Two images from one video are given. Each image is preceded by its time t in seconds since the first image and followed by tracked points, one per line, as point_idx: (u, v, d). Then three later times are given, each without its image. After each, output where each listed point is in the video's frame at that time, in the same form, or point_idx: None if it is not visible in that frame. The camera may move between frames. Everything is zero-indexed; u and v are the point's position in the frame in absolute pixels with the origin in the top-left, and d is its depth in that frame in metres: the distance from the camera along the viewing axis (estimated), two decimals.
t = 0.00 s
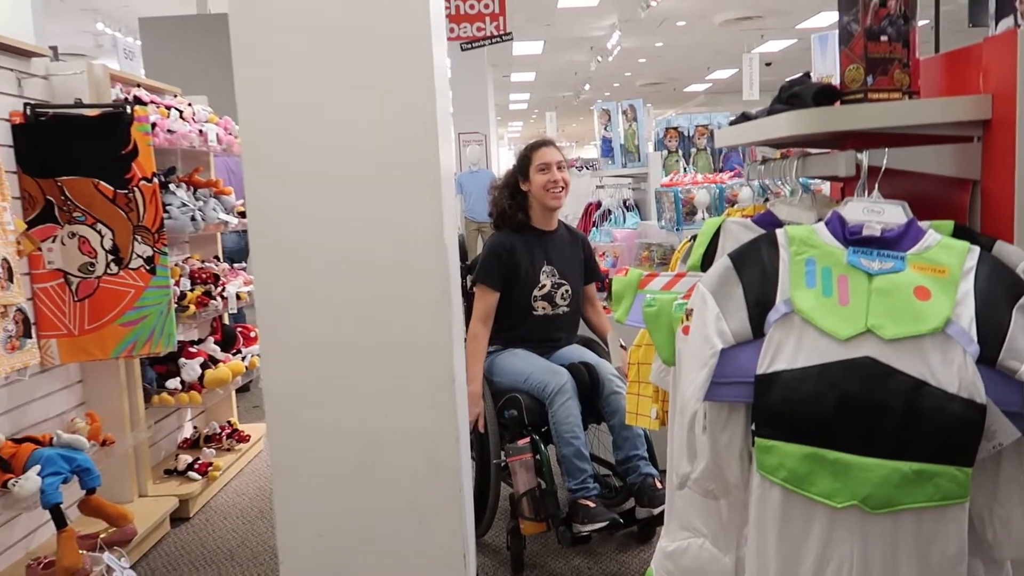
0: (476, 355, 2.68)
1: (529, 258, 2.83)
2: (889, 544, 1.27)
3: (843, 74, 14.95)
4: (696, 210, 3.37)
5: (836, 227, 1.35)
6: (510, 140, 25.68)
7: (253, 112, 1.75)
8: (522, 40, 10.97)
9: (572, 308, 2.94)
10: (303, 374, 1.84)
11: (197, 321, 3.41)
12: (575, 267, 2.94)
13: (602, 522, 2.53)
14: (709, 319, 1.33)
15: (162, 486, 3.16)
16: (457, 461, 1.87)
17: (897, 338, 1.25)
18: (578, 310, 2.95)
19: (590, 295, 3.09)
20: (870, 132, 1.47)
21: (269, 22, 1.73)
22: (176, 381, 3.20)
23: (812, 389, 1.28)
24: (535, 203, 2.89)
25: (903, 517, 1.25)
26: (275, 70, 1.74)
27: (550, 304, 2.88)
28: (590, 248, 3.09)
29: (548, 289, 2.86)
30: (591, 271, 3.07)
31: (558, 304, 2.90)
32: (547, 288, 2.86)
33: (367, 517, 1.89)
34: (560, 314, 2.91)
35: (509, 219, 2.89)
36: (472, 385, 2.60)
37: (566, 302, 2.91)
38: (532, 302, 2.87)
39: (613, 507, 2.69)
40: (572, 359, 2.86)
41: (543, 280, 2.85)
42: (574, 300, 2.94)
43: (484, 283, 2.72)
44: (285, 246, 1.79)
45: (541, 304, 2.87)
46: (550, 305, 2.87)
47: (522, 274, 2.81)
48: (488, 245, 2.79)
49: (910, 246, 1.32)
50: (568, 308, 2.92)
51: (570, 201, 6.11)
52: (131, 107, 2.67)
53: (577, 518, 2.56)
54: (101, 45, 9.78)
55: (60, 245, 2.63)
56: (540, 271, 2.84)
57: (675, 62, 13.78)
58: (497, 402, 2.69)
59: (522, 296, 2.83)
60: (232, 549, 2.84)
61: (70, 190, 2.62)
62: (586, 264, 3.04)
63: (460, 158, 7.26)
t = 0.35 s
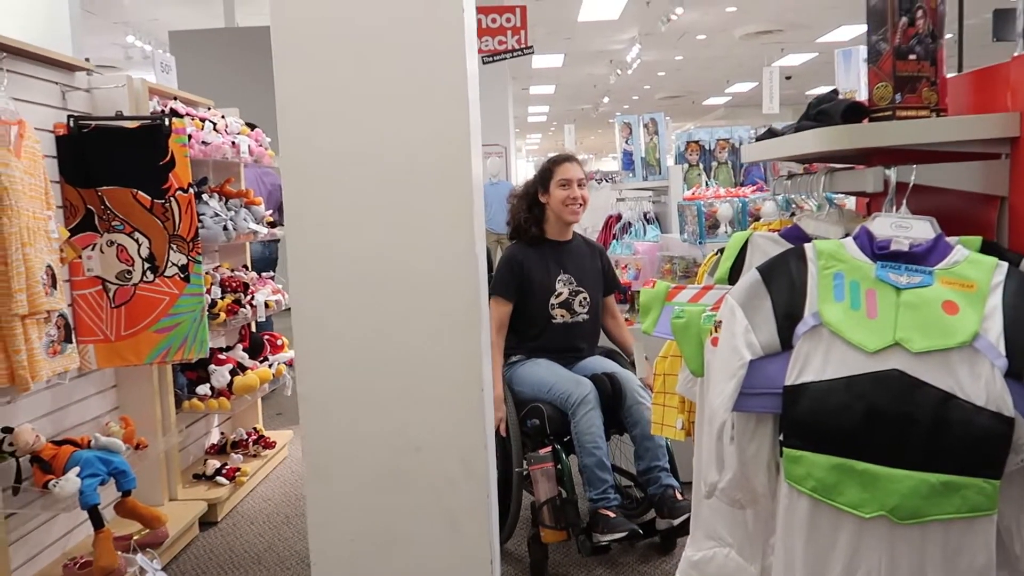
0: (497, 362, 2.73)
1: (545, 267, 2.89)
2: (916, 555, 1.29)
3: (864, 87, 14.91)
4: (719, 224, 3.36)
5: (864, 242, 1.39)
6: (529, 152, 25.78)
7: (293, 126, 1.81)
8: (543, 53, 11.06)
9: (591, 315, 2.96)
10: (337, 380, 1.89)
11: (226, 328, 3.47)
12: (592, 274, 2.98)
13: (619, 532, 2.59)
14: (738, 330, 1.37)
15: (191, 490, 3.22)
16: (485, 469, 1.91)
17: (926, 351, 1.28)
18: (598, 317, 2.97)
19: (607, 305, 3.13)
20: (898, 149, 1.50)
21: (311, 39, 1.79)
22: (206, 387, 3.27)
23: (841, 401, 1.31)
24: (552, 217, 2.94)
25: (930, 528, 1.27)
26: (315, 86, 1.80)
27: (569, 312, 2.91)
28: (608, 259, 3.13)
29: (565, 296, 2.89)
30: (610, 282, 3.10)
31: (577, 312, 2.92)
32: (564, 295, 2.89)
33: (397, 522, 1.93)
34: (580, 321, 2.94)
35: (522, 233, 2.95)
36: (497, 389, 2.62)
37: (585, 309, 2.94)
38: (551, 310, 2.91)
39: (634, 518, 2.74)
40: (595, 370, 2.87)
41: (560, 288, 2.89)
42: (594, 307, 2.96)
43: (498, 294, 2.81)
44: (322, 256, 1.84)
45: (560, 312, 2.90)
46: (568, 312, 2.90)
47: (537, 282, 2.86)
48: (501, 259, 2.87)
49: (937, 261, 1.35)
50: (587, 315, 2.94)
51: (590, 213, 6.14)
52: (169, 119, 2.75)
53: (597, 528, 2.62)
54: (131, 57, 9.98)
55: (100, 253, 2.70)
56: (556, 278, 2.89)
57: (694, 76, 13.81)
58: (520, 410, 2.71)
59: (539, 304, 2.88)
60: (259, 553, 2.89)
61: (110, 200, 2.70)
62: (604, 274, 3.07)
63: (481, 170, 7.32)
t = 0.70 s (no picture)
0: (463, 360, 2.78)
1: (506, 267, 2.98)
2: (886, 544, 1.35)
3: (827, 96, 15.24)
4: (690, 229, 3.43)
5: (833, 246, 1.45)
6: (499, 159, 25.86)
7: (277, 133, 1.83)
8: (513, 61, 11.12)
9: (555, 312, 3.02)
10: (322, 385, 1.91)
11: (201, 335, 3.46)
12: (555, 274, 3.05)
13: (576, 523, 2.61)
14: (715, 331, 1.43)
15: (166, 498, 3.20)
16: (468, 470, 1.94)
17: (893, 349, 1.34)
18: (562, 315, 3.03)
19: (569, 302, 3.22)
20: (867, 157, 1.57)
21: (295, 47, 1.81)
22: (181, 395, 3.25)
23: (813, 399, 1.36)
24: (517, 229, 3.03)
25: (899, 519, 1.34)
26: (300, 95, 1.82)
27: (532, 310, 2.97)
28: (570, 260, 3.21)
29: (528, 295, 2.96)
30: (572, 283, 3.19)
31: (540, 310, 2.99)
32: (527, 293, 2.96)
33: (379, 525, 1.95)
34: (544, 319, 2.99)
35: (486, 239, 3.08)
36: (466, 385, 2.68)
37: (549, 306, 3.00)
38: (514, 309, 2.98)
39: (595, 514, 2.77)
40: (560, 369, 2.89)
41: (523, 287, 2.96)
42: (557, 304, 3.02)
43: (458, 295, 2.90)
44: (306, 262, 1.86)
45: (523, 310, 2.97)
46: (531, 311, 2.96)
47: (499, 283, 2.94)
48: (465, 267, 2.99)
49: (903, 263, 1.41)
50: (550, 313, 3.00)
51: (562, 219, 6.21)
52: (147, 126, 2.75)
53: (556, 520, 2.66)
54: (96, 63, 9.83)
55: (75, 260, 2.69)
56: (519, 279, 2.97)
57: (662, 84, 14.00)
58: (485, 409, 2.76)
59: (501, 303, 2.95)
60: (237, 560, 2.88)
61: (85, 207, 2.69)
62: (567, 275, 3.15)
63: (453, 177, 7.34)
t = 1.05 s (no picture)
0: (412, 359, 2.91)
1: (454, 271, 3.12)
2: (833, 532, 1.41)
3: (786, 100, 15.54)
4: (651, 232, 3.51)
5: (781, 247, 1.51)
6: (464, 163, 25.86)
7: (238, 140, 1.84)
8: (477, 65, 11.16)
9: (502, 313, 3.14)
10: (285, 389, 1.92)
11: (162, 342, 3.43)
12: (504, 277, 3.18)
13: (505, 518, 2.73)
14: (669, 330, 1.47)
15: (128, 508, 3.17)
16: (432, 470, 1.97)
17: (837, 345, 1.40)
18: (509, 315, 3.15)
19: (526, 301, 3.36)
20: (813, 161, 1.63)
21: (255, 55, 1.82)
22: (142, 403, 3.22)
23: (763, 393, 1.41)
24: (462, 239, 3.16)
25: (844, 507, 1.40)
26: (261, 101, 1.83)
27: (479, 311, 3.11)
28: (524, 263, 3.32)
29: (475, 297, 3.10)
30: (524, 283, 3.30)
31: (487, 311, 3.12)
32: (474, 295, 3.10)
33: (344, 527, 1.97)
34: (491, 320, 3.12)
35: (437, 243, 3.20)
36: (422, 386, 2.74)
37: (495, 308, 3.13)
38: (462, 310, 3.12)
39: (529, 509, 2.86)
40: (504, 369, 3.00)
41: (470, 289, 3.10)
42: (505, 305, 3.15)
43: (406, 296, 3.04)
44: (268, 267, 1.87)
45: (469, 312, 3.10)
46: (478, 311, 3.09)
47: (445, 286, 3.10)
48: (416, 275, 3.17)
49: (846, 263, 1.47)
50: (498, 314, 3.13)
51: (527, 223, 6.24)
52: (104, 132, 2.72)
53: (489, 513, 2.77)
54: (51, 67, 9.64)
55: (32, 269, 2.65)
56: (466, 282, 3.10)
57: (626, 88, 14.13)
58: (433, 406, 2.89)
59: (449, 304, 3.09)
60: (201, 568, 2.87)
61: (41, 215, 2.64)
62: (518, 277, 3.27)
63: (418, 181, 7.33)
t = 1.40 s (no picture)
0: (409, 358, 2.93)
1: (451, 271, 3.14)
2: (807, 531, 1.43)
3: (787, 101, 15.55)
4: (643, 233, 3.55)
5: (758, 251, 1.53)
6: (465, 162, 25.88)
7: (229, 142, 1.87)
8: (477, 65, 11.18)
9: (499, 313, 3.18)
10: (275, 389, 1.95)
11: (159, 341, 3.46)
12: (501, 277, 3.21)
13: (501, 514, 2.75)
14: (648, 331, 1.50)
15: (124, 504, 3.20)
16: (419, 468, 2.00)
17: (811, 347, 1.42)
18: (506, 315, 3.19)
19: (519, 301, 3.38)
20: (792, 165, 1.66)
21: (244, 59, 1.85)
22: (138, 401, 3.27)
23: (739, 394, 1.44)
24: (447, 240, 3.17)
25: (818, 506, 1.42)
26: (251, 105, 1.86)
27: (476, 311, 3.14)
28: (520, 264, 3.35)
29: (472, 297, 3.13)
30: (519, 283, 3.33)
31: (484, 311, 3.15)
32: (471, 296, 3.13)
33: (332, 525, 2.00)
34: (488, 320, 3.16)
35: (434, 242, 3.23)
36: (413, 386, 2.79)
37: (492, 309, 3.16)
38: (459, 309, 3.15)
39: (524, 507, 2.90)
40: (500, 369, 3.03)
41: (468, 289, 3.13)
42: (501, 306, 3.19)
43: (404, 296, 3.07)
44: (258, 268, 1.90)
45: (467, 312, 3.14)
46: (475, 312, 3.13)
47: (442, 285, 3.12)
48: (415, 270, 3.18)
49: (822, 266, 1.49)
50: (494, 314, 3.17)
51: (525, 223, 6.27)
52: (99, 133, 2.75)
53: (486, 511, 2.79)
54: (52, 65, 9.67)
55: (28, 268, 2.66)
56: (464, 282, 3.13)
57: (626, 88, 14.16)
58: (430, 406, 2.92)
59: (446, 304, 3.12)
60: (196, 564, 2.90)
61: (37, 214, 2.66)
62: (513, 277, 3.30)
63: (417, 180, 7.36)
